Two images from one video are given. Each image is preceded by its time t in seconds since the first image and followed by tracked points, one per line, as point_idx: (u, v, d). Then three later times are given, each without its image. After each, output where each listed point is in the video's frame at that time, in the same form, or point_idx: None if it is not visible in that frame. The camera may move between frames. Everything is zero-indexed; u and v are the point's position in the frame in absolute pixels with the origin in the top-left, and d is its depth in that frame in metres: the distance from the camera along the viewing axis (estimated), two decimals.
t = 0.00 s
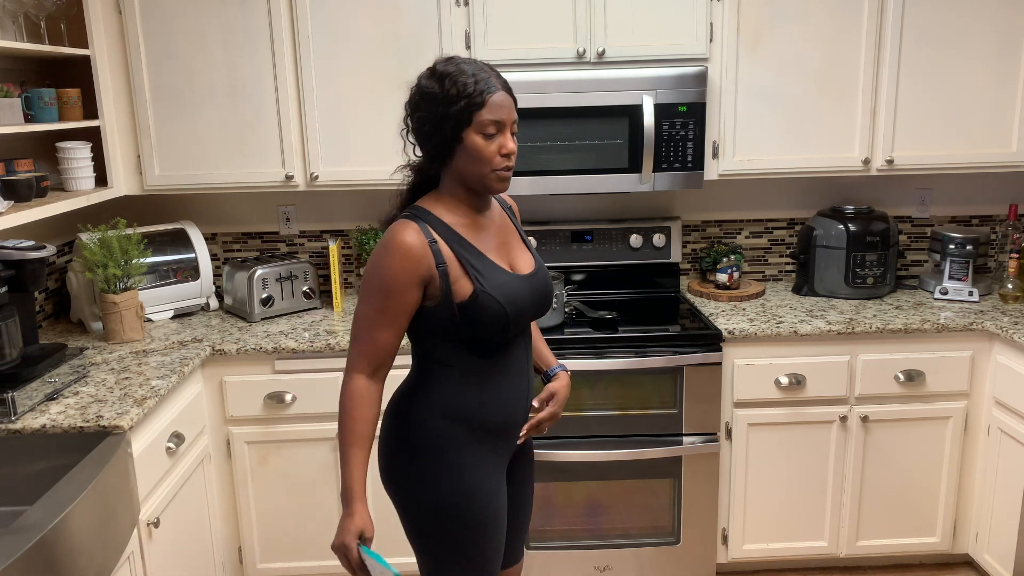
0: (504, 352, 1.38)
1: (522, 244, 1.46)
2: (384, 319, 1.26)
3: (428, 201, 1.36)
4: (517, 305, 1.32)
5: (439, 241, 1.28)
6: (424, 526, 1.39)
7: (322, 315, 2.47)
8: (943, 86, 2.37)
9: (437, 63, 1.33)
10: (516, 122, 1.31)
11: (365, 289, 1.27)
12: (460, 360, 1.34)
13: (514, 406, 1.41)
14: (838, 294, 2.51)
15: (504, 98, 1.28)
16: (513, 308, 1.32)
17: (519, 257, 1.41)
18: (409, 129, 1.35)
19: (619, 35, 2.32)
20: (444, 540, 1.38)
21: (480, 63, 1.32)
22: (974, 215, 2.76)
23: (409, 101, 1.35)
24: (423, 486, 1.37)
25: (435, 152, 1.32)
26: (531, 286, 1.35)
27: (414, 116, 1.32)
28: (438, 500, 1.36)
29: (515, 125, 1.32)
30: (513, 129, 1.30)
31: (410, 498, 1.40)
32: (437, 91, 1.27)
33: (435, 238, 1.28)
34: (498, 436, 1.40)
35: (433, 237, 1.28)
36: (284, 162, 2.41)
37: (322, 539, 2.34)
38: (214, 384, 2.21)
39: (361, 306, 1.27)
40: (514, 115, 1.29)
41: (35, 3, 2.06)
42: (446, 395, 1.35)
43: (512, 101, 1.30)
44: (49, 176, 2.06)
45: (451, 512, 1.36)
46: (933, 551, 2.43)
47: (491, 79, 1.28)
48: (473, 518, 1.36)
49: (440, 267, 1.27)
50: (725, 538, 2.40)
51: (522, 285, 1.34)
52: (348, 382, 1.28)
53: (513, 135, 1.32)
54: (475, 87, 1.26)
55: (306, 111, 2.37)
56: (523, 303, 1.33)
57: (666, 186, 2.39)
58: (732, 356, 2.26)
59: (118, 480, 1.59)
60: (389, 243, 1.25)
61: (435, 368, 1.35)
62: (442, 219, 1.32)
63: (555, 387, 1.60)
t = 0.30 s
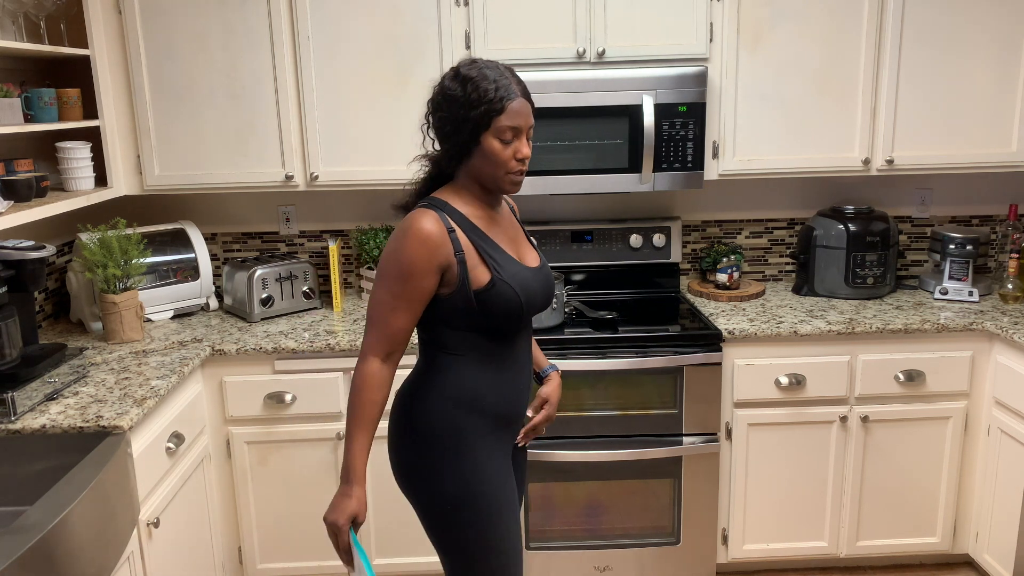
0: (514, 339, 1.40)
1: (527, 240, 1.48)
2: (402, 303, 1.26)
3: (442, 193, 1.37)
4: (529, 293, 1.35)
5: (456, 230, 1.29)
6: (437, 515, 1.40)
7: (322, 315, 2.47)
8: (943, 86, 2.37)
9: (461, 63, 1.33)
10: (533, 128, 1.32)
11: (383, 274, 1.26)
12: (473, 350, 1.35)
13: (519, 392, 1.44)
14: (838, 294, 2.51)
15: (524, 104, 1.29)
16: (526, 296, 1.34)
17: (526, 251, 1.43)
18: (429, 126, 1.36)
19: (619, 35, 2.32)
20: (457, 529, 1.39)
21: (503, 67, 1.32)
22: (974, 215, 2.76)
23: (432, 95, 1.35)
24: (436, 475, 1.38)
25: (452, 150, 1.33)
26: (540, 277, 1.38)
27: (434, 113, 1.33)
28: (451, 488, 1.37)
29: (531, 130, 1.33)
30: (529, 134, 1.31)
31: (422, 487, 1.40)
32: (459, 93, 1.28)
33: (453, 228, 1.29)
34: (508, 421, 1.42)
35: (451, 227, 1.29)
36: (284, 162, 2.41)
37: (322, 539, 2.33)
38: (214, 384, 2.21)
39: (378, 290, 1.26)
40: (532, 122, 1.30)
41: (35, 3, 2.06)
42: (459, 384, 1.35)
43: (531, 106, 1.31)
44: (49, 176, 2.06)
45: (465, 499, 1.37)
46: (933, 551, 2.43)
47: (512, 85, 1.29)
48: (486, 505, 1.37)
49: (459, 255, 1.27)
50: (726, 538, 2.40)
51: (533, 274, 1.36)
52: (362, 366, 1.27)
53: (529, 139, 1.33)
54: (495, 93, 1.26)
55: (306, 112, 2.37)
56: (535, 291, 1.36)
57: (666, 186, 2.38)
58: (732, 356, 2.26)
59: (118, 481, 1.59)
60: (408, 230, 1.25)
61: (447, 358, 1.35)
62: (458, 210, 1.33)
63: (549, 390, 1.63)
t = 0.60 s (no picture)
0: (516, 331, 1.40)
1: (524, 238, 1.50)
2: (407, 295, 1.25)
3: (446, 186, 1.37)
4: (532, 285, 1.35)
5: (461, 223, 1.29)
6: (440, 510, 1.41)
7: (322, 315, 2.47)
8: (943, 87, 2.37)
9: (476, 62, 1.32)
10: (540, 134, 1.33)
11: (388, 266, 1.26)
12: (477, 343, 1.35)
13: (520, 382, 1.44)
14: (838, 294, 2.51)
15: (533, 112, 1.29)
16: (529, 289, 1.34)
17: (525, 248, 1.44)
18: (438, 120, 1.35)
19: (619, 35, 2.32)
20: (460, 523, 1.40)
21: (517, 71, 1.32)
22: (974, 215, 2.76)
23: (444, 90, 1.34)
24: (439, 470, 1.38)
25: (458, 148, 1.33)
26: (541, 270, 1.39)
27: (445, 109, 1.32)
28: (455, 483, 1.38)
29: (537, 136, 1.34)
30: (536, 140, 1.32)
31: (425, 482, 1.41)
32: (472, 95, 1.27)
33: (457, 220, 1.29)
34: (510, 414, 1.42)
35: (456, 220, 1.29)
36: (284, 162, 2.41)
37: (321, 539, 2.33)
38: (214, 384, 2.21)
39: (383, 283, 1.26)
40: (540, 130, 1.30)
41: (35, 3, 2.06)
42: (463, 379, 1.35)
43: (540, 113, 1.32)
44: (49, 176, 2.06)
45: (468, 494, 1.38)
46: (933, 551, 2.43)
47: (524, 91, 1.28)
48: (489, 497, 1.39)
49: (464, 247, 1.27)
50: (726, 538, 2.39)
51: (535, 268, 1.37)
52: (369, 361, 1.27)
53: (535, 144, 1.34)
54: (508, 99, 1.26)
55: (306, 112, 2.37)
56: (537, 283, 1.36)
57: (666, 186, 2.38)
58: (732, 356, 2.26)
59: (118, 480, 1.59)
60: (413, 222, 1.25)
61: (451, 353, 1.35)
62: (462, 204, 1.33)
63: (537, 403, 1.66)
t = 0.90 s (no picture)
0: (518, 334, 1.41)
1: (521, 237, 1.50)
2: (411, 299, 1.25)
3: (442, 188, 1.37)
4: (535, 285, 1.35)
5: (462, 224, 1.29)
6: (439, 512, 1.41)
7: (322, 315, 2.47)
8: (943, 87, 2.37)
9: (464, 61, 1.32)
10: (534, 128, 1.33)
11: (390, 271, 1.25)
12: (480, 346, 1.35)
13: (522, 387, 1.44)
14: (838, 294, 2.51)
15: (527, 106, 1.29)
16: (531, 291, 1.34)
17: (523, 248, 1.45)
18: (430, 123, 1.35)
19: (619, 35, 2.32)
20: (459, 525, 1.40)
21: (506, 67, 1.32)
22: (974, 215, 2.76)
23: (432, 91, 1.34)
24: (439, 471, 1.38)
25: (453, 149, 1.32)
26: (541, 269, 1.39)
27: (437, 111, 1.32)
28: (455, 485, 1.38)
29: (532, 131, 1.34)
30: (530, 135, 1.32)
31: (424, 484, 1.40)
32: (464, 94, 1.27)
33: (458, 221, 1.29)
34: (512, 416, 1.43)
35: (457, 220, 1.28)
36: (284, 162, 2.41)
37: (321, 539, 2.33)
38: (214, 383, 2.21)
39: (386, 288, 1.25)
40: (534, 123, 1.31)
41: (35, 3, 2.06)
42: (466, 381, 1.35)
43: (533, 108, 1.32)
44: (48, 176, 2.06)
45: (468, 496, 1.38)
46: (933, 551, 2.43)
47: (516, 86, 1.29)
48: (490, 500, 1.39)
49: (465, 248, 1.27)
50: (726, 538, 2.39)
51: (535, 267, 1.37)
52: (374, 369, 1.26)
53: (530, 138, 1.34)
54: (502, 94, 1.26)
55: (306, 112, 2.37)
56: (539, 283, 1.37)
57: (666, 186, 2.39)
58: (732, 356, 2.26)
59: (118, 480, 1.59)
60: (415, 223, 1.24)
61: (454, 355, 1.34)
62: (460, 204, 1.33)
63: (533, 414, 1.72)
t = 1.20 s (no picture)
0: (514, 337, 1.40)
1: (517, 238, 1.49)
2: (405, 303, 1.25)
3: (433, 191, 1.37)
4: (529, 287, 1.36)
5: (454, 226, 1.29)
6: (429, 514, 1.41)
7: (322, 315, 2.47)
8: (943, 87, 2.37)
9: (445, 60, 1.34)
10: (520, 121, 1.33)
11: (383, 275, 1.25)
12: (476, 349, 1.35)
13: (518, 389, 1.44)
14: (838, 294, 2.51)
15: (510, 98, 1.30)
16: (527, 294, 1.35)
17: (518, 248, 1.45)
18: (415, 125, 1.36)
19: (619, 35, 2.32)
20: (448, 527, 1.40)
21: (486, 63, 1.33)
22: (974, 215, 2.76)
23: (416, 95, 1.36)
24: (431, 473, 1.38)
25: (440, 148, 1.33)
26: (536, 272, 1.39)
27: (421, 112, 1.33)
28: (446, 487, 1.38)
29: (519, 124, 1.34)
30: (517, 128, 1.32)
31: (415, 485, 1.40)
32: (445, 90, 1.28)
33: (450, 223, 1.28)
34: (508, 420, 1.43)
35: (449, 223, 1.28)
36: (284, 162, 2.41)
37: (321, 539, 2.33)
38: (214, 383, 2.21)
39: (380, 292, 1.25)
40: (519, 115, 1.31)
41: (36, 3, 2.06)
42: (461, 384, 1.35)
43: (517, 101, 1.32)
44: (48, 176, 2.06)
45: (458, 499, 1.38)
46: (933, 551, 2.43)
47: (497, 79, 1.30)
48: (480, 503, 1.39)
49: (458, 251, 1.27)
50: (726, 538, 2.39)
51: (531, 270, 1.37)
52: (370, 374, 1.26)
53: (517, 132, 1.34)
54: (482, 87, 1.27)
55: (306, 112, 2.37)
56: (534, 285, 1.37)
57: (666, 186, 2.39)
58: (732, 356, 2.26)
59: (118, 480, 1.59)
60: (405, 226, 1.24)
61: (450, 357, 1.34)
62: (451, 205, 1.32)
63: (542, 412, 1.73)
